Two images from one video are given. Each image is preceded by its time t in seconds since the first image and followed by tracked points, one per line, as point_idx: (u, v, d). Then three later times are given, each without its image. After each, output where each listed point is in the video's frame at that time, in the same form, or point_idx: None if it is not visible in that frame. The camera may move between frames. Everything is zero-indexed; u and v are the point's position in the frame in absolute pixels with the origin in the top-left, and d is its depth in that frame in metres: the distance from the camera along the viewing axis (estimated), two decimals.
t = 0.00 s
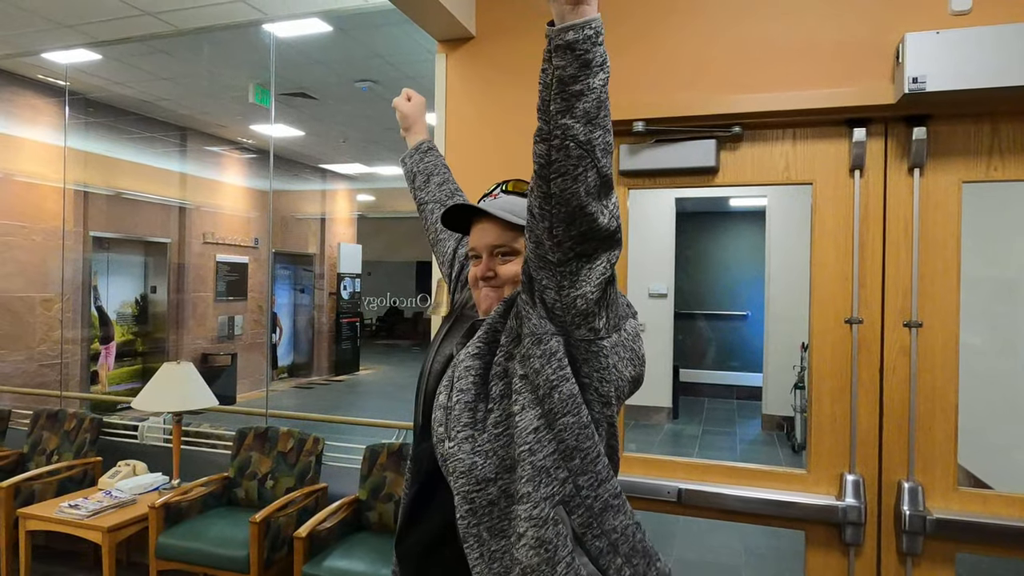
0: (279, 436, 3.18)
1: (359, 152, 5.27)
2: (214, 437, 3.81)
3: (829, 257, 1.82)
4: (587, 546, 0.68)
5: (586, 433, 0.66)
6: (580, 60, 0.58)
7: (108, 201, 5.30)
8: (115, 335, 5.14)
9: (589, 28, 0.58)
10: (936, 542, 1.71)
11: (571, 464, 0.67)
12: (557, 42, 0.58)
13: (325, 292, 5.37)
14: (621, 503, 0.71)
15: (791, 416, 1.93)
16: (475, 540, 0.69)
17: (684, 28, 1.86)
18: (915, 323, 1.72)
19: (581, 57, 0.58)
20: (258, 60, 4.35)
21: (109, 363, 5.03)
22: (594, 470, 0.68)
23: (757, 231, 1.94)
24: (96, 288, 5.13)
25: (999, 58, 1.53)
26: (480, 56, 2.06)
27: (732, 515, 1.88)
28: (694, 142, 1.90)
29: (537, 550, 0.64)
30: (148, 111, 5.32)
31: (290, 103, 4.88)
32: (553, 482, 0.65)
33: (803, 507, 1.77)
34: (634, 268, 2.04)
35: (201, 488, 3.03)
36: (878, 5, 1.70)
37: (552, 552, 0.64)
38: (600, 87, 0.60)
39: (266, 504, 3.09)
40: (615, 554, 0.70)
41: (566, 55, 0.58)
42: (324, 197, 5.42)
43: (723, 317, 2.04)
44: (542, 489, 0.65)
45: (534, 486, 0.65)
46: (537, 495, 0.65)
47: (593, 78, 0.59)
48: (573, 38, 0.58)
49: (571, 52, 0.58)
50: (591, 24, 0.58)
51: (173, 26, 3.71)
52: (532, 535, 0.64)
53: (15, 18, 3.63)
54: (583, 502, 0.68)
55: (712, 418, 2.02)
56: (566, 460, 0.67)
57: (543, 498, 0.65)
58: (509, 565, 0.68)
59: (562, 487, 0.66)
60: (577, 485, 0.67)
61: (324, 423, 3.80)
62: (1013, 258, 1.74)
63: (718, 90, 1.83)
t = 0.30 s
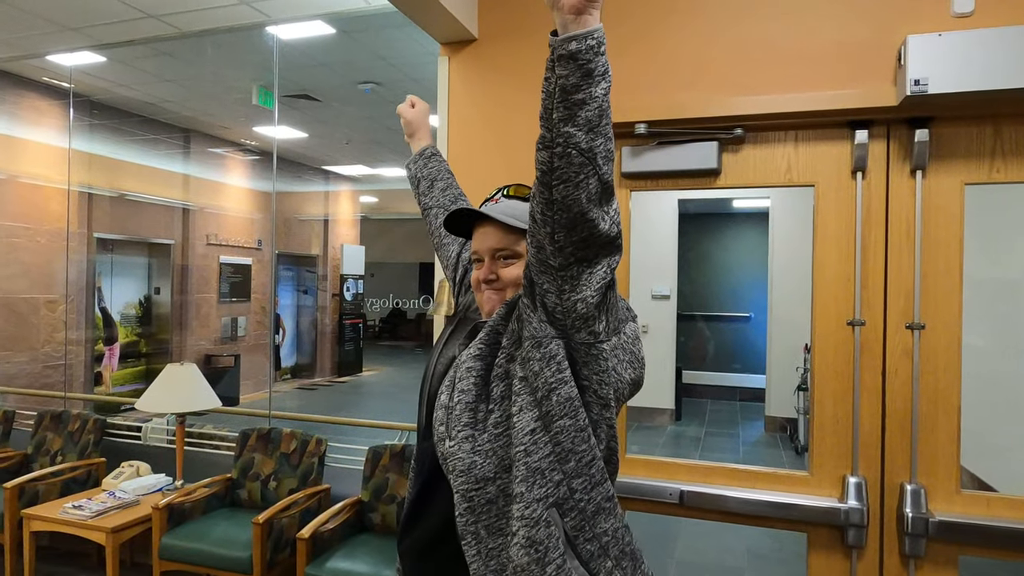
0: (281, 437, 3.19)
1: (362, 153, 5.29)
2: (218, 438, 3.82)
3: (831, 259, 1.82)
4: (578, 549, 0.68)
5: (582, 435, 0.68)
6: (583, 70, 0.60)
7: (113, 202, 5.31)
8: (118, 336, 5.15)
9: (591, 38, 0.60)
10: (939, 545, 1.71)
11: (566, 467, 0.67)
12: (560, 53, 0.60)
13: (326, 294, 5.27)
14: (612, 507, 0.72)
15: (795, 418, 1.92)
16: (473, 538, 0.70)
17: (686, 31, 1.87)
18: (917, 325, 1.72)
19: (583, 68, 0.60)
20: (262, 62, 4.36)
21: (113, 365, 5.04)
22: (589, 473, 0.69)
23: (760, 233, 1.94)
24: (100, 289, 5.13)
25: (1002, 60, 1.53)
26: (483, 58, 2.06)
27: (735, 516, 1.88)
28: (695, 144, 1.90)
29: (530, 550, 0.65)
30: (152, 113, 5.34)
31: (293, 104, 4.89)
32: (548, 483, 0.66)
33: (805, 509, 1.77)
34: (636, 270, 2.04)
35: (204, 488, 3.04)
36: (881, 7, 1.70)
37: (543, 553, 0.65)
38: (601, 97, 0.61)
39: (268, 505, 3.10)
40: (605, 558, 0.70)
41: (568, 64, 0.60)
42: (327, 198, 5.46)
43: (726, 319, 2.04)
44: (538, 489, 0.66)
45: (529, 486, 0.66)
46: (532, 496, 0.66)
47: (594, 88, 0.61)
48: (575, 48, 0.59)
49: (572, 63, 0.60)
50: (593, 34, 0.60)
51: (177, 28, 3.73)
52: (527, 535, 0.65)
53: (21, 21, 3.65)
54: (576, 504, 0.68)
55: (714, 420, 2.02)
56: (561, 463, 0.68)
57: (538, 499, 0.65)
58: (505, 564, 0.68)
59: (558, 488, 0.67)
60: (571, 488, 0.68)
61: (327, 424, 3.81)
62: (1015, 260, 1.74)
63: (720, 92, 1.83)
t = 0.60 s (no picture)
0: (285, 438, 3.20)
1: (366, 155, 5.31)
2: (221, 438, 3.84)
3: (835, 260, 1.82)
4: (566, 553, 0.68)
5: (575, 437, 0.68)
6: (587, 75, 0.60)
7: (117, 203, 5.33)
8: (123, 337, 5.14)
9: (595, 44, 0.60)
10: (942, 546, 1.71)
11: (557, 469, 0.68)
12: (565, 57, 0.60)
13: (330, 295, 5.26)
14: (605, 513, 0.71)
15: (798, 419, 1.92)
16: (467, 533, 0.71)
17: (689, 32, 1.87)
18: (921, 327, 1.72)
19: (588, 71, 0.60)
20: (266, 63, 4.37)
21: (117, 365, 5.04)
22: (581, 477, 0.69)
23: (763, 233, 1.94)
24: (104, 290, 5.14)
25: (1007, 61, 1.52)
26: (486, 60, 2.06)
27: (738, 517, 1.88)
28: (699, 146, 1.90)
29: (517, 549, 0.65)
30: (157, 114, 5.36)
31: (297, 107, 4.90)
32: (538, 484, 0.66)
33: (808, 510, 1.77)
34: (639, 271, 2.04)
35: (208, 489, 3.04)
36: (885, 8, 1.70)
37: (527, 553, 0.65)
38: (605, 101, 0.62)
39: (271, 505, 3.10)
40: (594, 564, 0.69)
41: (573, 69, 0.60)
42: (330, 200, 5.46)
43: (730, 320, 2.03)
44: (529, 488, 0.66)
45: (519, 486, 0.66)
46: (521, 495, 0.66)
47: (599, 93, 0.61)
48: (580, 53, 0.60)
49: (576, 67, 0.60)
50: (598, 39, 0.60)
51: (182, 29, 3.74)
52: (515, 534, 0.65)
53: (26, 23, 3.66)
54: (566, 507, 0.68)
55: (718, 421, 2.02)
56: (553, 464, 0.68)
57: (526, 498, 0.66)
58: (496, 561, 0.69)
59: (549, 490, 0.67)
60: (562, 490, 0.68)
61: (331, 425, 3.82)
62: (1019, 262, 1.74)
63: (724, 93, 1.83)
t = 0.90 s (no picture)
0: (288, 439, 3.20)
1: (369, 156, 5.31)
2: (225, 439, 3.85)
3: (838, 261, 1.82)
4: (564, 551, 0.68)
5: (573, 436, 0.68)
6: (582, 76, 0.61)
7: (122, 205, 5.37)
8: (127, 337, 5.19)
9: (589, 45, 0.61)
10: (947, 547, 1.70)
11: (555, 468, 0.68)
12: (559, 59, 0.61)
13: (333, 296, 5.33)
14: (603, 511, 0.72)
15: (802, 420, 1.92)
16: (465, 531, 0.71)
17: (692, 33, 1.87)
18: (925, 327, 1.72)
19: (582, 74, 0.61)
20: (270, 64, 4.39)
21: (121, 366, 5.08)
22: (579, 475, 0.69)
23: (766, 234, 1.94)
24: (108, 290, 5.18)
25: (1010, 61, 1.52)
26: (489, 61, 2.07)
27: (741, 518, 1.88)
28: (702, 146, 1.91)
29: (515, 547, 0.66)
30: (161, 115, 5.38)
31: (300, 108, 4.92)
32: (535, 482, 0.67)
33: (812, 512, 1.76)
34: (641, 271, 2.04)
35: (211, 489, 3.05)
36: (888, 8, 1.70)
37: (525, 551, 0.65)
38: (600, 102, 0.62)
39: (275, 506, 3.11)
40: (591, 562, 0.70)
41: (567, 71, 0.61)
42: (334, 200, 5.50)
43: (733, 321, 2.04)
44: (526, 487, 0.67)
45: (517, 484, 0.66)
46: (519, 493, 0.66)
47: (593, 94, 0.62)
48: (574, 55, 0.60)
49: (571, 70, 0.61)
50: (592, 41, 0.61)
51: (186, 31, 3.76)
52: (512, 531, 0.66)
53: (31, 25, 3.68)
54: (564, 506, 0.68)
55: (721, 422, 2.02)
56: (550, 463, 0.68)
57: (525, 497, 0.66)
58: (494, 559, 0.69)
59: (546, 488, 0.67)
60: (560, 488, 0.68)
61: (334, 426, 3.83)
62: None
63: (727, 94, 1.83)
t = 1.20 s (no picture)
0: (292, 439, 3.20)
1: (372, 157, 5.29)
2: (229, 440, 3.86)
3: (842, 262, 1.81)
4: (563, 554, 0.68)
5: (572, 439, 0.68)
6: (574, 78, 0.61)
7: (126, 206, 5.39)
8: (131, 338, 5.18)
9: (581, 47, 0.61)
10: (952, 549, 1.70)
11: (554, 470, 0.68)
12: (553, 62, 0.61)
13: (337, 297, 5.29)
14: (602, 514, 0.72)
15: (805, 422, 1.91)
16: (465, 535, 0.71)
17: (696, 34, 1.87)
18: (929, 328, 1.71)
19: (576, 78, 0.61)
20: (274, 65, 4.39)
21: (125, 367, 5.06)
22: (577, 478, 0.69)
23: (769, 234, 1.94)
24: (112, 291, 5.17)
25: (1015, 62, 1.52)
26: (493, 62, 2.07)
27: (745, 520, 1.87)
28: (705, 147, 1.90)
29: (514, 550, 0.66)
30: (165, 116, 5.39)
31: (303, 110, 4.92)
32: (534, 485, 0.67)
33: (817, 513, 1.76)
34: (644, 272, 2.03)
35: (215, 490, 3.06)
36: (892, 9, 1.70)
37: (525, 554, 0.65)
38: (593, 104, 0.62)
39: (279, 506, 3.11)
40: (591, 565, 0.70)
41: (560, 73, 0.61)
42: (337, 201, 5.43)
43: (736, 321, 2.04)
44: (525, 490, 0.67)
45: (516, 487, 0.67)
46: (517, 496, 0.66)
47: (586, 95, 0.62)
48: (566, 57, 0.60)
49: (564, 73, 0.61)
50: (584, 42, 0.61)
51: (190, 33, 3.77)
52: (512, 534, 0.66)
53: (36, 26, 3.69)
54: (563, 509, 0.68)
55: (725, 423, 2.03)
56: (549, 466, 0.68)
57: (523, 500, 0.66)
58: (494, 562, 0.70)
59: (545, 491, 0.67)
60: (558, 491, 0.68)
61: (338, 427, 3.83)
62: None
63: (730, 95, 1.83)
